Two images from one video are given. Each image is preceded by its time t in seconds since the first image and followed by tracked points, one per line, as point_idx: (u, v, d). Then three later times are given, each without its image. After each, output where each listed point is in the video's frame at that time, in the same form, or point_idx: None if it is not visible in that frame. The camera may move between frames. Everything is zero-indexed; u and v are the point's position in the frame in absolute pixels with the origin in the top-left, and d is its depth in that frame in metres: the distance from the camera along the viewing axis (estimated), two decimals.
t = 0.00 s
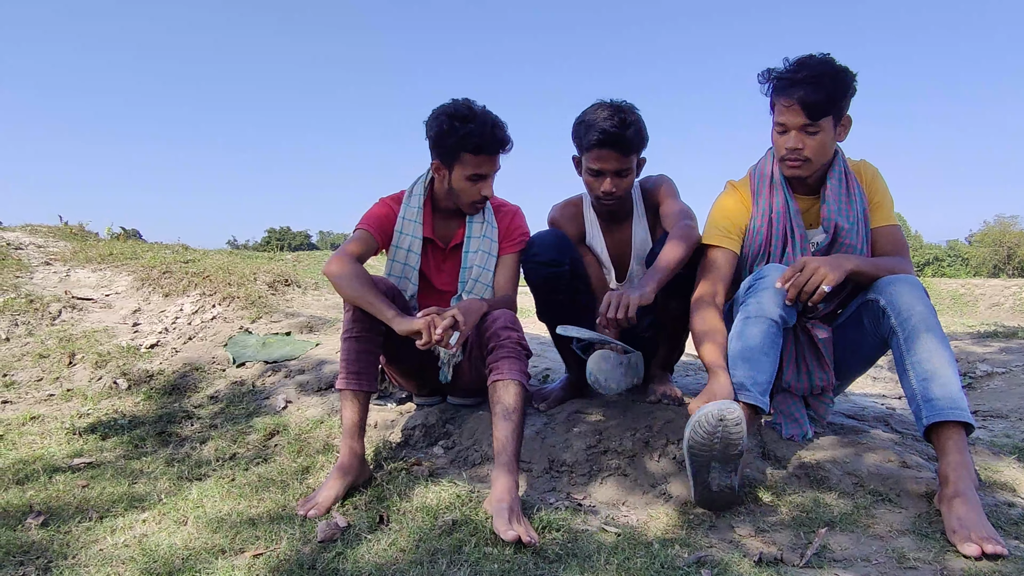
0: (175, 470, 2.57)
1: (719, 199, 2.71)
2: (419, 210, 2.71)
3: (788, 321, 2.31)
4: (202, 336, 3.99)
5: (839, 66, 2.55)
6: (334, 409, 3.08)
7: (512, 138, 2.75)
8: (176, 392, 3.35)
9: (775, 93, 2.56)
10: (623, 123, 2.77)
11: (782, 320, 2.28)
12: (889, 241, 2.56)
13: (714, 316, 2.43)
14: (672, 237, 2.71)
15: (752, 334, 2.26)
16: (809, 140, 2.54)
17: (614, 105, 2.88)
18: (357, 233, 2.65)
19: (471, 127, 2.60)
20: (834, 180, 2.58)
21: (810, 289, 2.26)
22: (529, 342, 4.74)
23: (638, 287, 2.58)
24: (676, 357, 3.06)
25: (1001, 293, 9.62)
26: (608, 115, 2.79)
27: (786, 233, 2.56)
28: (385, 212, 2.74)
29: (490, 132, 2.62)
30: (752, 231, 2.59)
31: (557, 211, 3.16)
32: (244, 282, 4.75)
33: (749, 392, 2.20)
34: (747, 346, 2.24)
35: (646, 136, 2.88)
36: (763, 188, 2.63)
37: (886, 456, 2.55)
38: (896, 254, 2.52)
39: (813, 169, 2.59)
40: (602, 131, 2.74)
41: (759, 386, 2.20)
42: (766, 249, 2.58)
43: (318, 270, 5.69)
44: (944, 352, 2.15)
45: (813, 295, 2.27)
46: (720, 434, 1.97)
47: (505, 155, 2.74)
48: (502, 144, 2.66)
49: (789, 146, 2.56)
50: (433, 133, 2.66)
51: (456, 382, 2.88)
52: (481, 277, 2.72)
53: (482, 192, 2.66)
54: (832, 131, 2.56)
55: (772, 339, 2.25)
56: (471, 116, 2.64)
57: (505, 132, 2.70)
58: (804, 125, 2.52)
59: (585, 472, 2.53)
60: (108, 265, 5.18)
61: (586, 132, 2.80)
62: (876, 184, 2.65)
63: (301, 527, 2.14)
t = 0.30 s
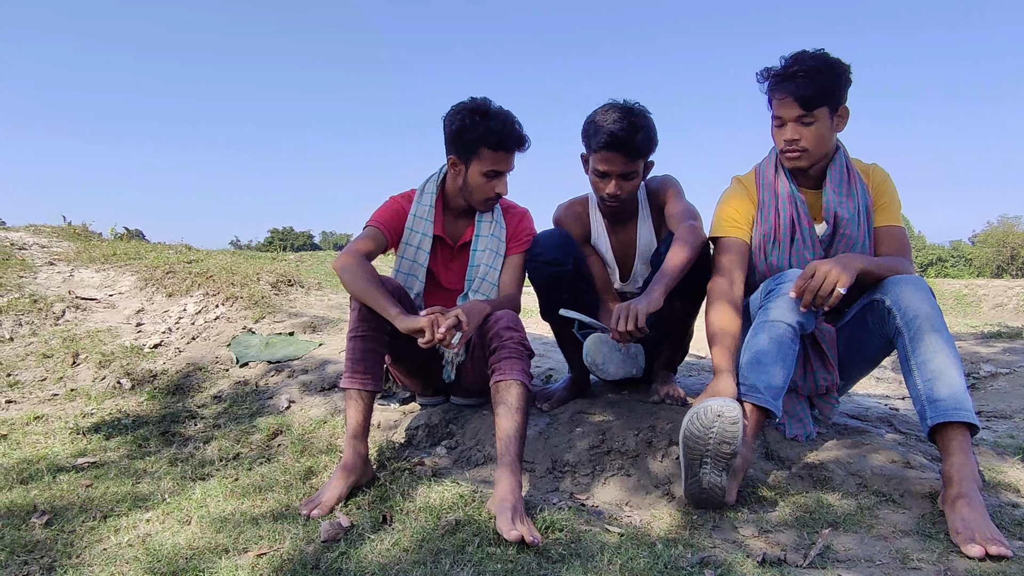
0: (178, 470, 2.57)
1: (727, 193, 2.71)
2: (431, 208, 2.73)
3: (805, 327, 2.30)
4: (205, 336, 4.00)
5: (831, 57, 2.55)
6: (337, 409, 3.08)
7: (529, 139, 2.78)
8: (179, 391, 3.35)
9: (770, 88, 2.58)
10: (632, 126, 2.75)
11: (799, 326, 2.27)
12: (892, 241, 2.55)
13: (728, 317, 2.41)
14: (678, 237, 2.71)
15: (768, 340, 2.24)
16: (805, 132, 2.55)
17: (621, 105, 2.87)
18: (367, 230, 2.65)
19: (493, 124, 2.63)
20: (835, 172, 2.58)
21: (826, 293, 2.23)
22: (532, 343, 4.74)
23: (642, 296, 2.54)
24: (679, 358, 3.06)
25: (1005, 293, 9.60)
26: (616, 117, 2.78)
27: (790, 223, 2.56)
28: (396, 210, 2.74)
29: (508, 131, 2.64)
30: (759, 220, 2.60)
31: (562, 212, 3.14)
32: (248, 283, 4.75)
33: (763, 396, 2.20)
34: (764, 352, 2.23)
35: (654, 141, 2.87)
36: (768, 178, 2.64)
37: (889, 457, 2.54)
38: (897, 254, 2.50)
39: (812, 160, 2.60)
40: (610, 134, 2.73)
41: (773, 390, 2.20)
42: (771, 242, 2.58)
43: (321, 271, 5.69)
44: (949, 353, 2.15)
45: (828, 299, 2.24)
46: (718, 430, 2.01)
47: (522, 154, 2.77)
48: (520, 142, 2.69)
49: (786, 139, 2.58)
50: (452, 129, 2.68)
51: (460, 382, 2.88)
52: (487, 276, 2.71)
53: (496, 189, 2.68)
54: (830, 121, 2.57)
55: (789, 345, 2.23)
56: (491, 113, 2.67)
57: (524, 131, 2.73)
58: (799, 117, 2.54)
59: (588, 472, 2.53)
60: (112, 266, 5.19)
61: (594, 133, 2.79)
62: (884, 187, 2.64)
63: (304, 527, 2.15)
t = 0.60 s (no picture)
0: (182, 470, 2.58)
1: (728, 205, 2.74)
2: (438, 207, 2.73)
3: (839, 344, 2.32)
4: (209, 336, 4.00)
5: (805, 60, 2.56)
6: (341, 410, 3.08)
7: (541, 144, 2.78)
8: (183, 391, 3.36)
9: (750, 98, 2.61)
10: (637, 127, 2.75)
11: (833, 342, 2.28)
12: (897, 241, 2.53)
13: (738, 337, 2.42)
14: (684, 237, 2.71)
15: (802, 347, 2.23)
16: (785, 136, 2.56)
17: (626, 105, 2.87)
18: (374, 230, 2.66)
19: (505, 125, 2.64)
20: (832, 173, 2.58)
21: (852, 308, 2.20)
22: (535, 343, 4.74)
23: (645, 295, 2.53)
24: (683, 359, 3.05)
25: (1009, 294, 9.58)
26: (622, 117, 2.79)
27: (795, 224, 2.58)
28: (403, 209, 2.75)
29: (519, 132, 2.65)
30: (762, 228, 2.64)
31: (569, 211, 3.15)
32: (251, 283, 4.75)
33: (783, 400, 2.16)
34: (798, 358, 2.22)
35: (660, 142, 2.86)
36: (766, 185, 2.67)
37: (894, 457, 2.54)
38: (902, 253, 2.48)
39: (799, 163, 2.60)
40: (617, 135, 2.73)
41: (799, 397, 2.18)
42: (775, 249, 2.61)
43: (324, 271, 5.69)
44: (959, 354, 2.15)
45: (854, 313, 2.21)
46: (766, 445, 1.97)
47: (532, 156, 2.77)
48: (531, 145, 2.70)
49: (769, 146, 2.60)
50: (465, 129, 2.68)
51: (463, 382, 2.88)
52: (493, 276, 2.72)
53: (506, 191, 2.68)
54: (812, 123, 2.56)
55: (823, 356, 2.24)
56: (504, 114, 2.68)
57: (537, 135, 2.74)
58: (778, 123, 2.54)
59: (592, 473, 2.52)
60: (116, 266, 5.19)
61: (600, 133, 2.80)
62: (887, 186, 2.62)
63: (308, 527, 2.15)
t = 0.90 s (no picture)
0: (187, 470, 2.58)
1: (729, 210, 2.73)
2: (441, 208, 2.73)
3: (856, 355, 2.33)
4: (213, 337, 4.01)
5: (793, 63, 2.58)
6: (345, 410, 3.08)
7: (543, 143, 2.78)
8: (188, 392, 3.36)
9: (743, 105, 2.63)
10: (646, 124, 2.76)
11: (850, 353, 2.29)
12: (899, 237, 2.53)
13: (743, 331, 2.40)
14: (690, 237, 2.71)
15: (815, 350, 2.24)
16: (781, 139, 2.58)
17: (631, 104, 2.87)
18: (377, 230, 2.66)
19: (507, 125, 2.65)
20: (830, 174, 2.58)
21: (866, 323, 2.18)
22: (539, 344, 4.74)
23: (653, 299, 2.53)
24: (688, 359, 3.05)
25: (1013, 294, 9.55)
26: (630, 116, 2.79)
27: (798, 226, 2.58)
28: (406, 210, 2.75)
29: (520, 132, 2.66)
30: (767, 231, 2.62)
31: (575, 208, 3.14)
32: (255, 284, 4.76)
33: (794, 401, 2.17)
34: (811, 360, 2.22)
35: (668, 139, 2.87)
36: (766, 190, 2.66)
37: (898, 458, 2.53)
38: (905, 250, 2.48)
39: (797, 163, 2.61)
40: (627, 134, 2.73)
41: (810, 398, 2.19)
42: (780, 254, 2.60)
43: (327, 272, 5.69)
44: (968, 354, 2.15)
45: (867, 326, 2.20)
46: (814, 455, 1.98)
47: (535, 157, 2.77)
48: (534, 144, 2.71)
49: (766, 150, 2.62)
50: (467, 129, 2.69)
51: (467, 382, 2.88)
52: (496, 276, 2.72)
53: (507, 191, 2.68)
54: (805, 124, 2.58)
55: (838, 361, 2.24)
56: (506, 114, 2.69)
57: (539, 135, 2.75)
58: (772, 126, 2.56)
59: (596, 474, 2.52)
60: (120, 267, 5.20)
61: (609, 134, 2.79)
62: (886, 183, 2.61)
63: (312, 527, 2.15)
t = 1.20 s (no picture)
0: (190, 472, 2.59)
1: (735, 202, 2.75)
2: (441, 209, 2.73)
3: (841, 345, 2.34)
4: (215, 338, 4.01)
5: (808, 61, 2.58)
6: (347, 411, 3.09)
7: (541, 144, 2.78)
8: (190, 393, 3.37)
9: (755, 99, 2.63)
10: (658, 108, 2.76)
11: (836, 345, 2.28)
12: (900, 240, 2.51)
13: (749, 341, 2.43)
14: (691, 241, 2.71)
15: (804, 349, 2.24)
16: (791, 134, 2.56)
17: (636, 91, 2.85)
18: (376, 233, 2.66)
19: (505, 125, 2.65)
20: (831, 170, 2.57)
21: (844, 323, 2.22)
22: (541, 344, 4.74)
23: (649, 313, 2.53)
24: (690, 359, 3.04)
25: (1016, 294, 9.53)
26: (641, 101, 2.78)
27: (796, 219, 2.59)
28: (406, 211, 2.75)
29: (519, 132, 2.66)
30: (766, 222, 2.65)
31: (582, 187, 3.11)
32: (257, 285, 4.76)
33: (788, 400, 2.19)
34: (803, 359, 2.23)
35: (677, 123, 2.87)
36: (767, 183, 2.69)
37: (900, 458, 2.53)
38: (905, 252, 2.47)
39: (805, 159, 2.60)
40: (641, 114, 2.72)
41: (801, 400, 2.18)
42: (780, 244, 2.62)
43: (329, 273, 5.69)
44: (968, 354, 2.15)
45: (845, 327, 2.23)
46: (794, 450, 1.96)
47: (533, 156, 2.77)
48: (532, 144, 2.71)
49: (774, 144, 2.61)
50: (466, 130, 2.68)
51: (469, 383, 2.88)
52: (496, 277, 2.72)
53: (506, 191, 2.68)
54: (815, 122, 2.57)
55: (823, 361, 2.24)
56: (503, 114, 2.69)
57: (536, 133, 2.75)
58: (782, 121, 2.56)
59: (598, 474, 2.52)
60: (122, 268, 5.21)
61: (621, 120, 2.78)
62: (889, 186, 2.59)
63: (315, 528, 2.16)
